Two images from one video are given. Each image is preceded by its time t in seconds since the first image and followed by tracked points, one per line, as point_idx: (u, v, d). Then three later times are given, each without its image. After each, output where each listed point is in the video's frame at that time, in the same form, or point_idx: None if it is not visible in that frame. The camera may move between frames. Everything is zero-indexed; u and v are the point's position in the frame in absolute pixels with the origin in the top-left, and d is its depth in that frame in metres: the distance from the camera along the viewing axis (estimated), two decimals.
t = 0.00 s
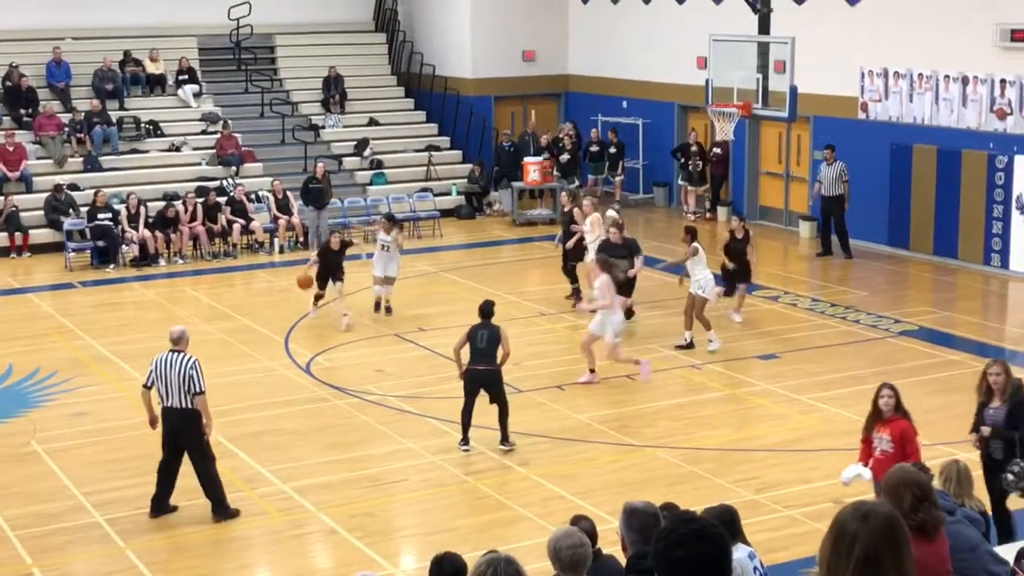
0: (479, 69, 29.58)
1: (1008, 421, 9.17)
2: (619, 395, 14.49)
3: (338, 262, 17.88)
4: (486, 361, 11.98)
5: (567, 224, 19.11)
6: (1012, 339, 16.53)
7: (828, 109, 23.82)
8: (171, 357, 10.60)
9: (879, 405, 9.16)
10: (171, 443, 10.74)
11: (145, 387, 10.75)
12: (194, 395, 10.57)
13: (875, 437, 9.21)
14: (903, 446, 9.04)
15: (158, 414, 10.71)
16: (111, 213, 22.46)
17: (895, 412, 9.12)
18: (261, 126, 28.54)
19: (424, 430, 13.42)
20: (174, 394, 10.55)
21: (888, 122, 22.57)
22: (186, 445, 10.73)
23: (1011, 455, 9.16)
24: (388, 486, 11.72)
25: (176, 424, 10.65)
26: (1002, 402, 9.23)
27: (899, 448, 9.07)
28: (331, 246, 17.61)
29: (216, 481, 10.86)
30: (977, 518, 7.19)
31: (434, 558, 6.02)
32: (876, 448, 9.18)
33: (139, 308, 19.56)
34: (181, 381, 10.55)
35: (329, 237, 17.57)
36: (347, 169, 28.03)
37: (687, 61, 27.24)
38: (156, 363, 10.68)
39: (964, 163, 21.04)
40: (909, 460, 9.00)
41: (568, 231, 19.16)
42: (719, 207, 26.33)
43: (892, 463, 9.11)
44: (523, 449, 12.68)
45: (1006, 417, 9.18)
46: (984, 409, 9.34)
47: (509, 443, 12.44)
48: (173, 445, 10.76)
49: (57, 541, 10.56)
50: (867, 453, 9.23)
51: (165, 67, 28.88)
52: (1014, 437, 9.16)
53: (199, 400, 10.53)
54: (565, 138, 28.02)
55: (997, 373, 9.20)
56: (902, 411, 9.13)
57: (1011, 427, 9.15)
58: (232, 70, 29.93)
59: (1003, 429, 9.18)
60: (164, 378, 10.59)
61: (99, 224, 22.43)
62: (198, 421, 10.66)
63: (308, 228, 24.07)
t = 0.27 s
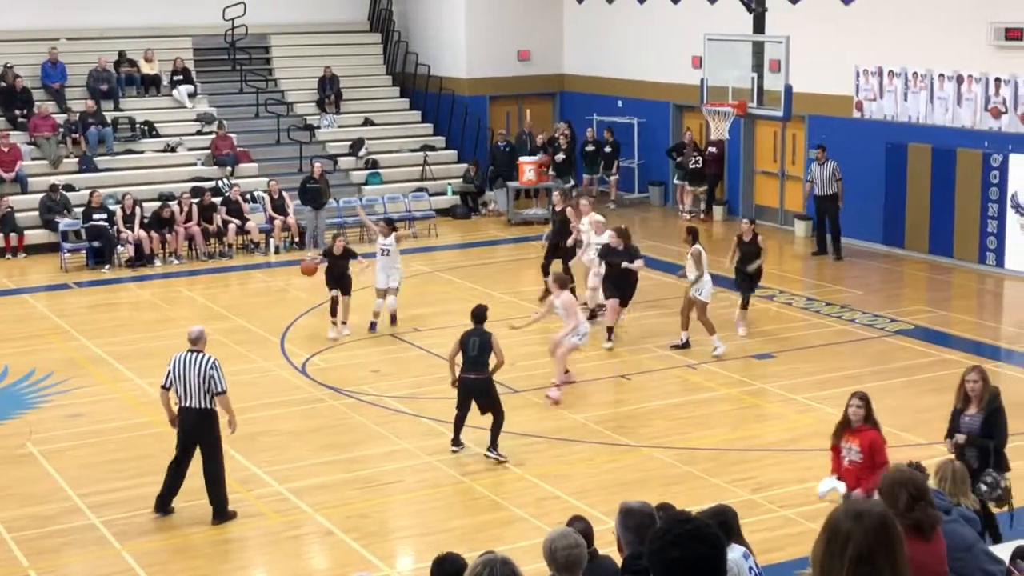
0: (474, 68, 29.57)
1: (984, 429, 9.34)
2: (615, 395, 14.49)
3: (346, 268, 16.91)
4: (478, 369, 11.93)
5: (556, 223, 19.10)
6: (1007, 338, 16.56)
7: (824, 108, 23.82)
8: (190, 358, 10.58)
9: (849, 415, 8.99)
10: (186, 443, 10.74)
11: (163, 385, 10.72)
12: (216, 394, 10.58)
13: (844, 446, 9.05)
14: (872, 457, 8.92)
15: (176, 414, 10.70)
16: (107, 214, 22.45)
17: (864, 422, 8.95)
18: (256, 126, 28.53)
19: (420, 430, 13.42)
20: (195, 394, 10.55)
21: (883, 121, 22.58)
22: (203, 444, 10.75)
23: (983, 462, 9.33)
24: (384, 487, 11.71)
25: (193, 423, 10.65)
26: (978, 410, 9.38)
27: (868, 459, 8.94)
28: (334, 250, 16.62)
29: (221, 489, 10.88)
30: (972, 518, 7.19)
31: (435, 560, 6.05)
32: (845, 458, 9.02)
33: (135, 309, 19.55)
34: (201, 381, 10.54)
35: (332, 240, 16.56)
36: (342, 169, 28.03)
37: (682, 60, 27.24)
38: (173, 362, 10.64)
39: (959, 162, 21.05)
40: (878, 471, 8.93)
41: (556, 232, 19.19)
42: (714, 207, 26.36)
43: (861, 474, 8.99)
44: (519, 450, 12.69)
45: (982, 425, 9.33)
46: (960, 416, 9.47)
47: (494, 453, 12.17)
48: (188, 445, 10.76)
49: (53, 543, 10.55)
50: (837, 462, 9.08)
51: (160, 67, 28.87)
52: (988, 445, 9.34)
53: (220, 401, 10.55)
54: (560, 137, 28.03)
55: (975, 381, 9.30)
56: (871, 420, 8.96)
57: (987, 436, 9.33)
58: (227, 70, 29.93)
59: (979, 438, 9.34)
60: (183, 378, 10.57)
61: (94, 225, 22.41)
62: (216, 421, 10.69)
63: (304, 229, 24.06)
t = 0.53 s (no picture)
0: (471, 69, 29.58)
1: (960, 431, 9.14)
2: (612, 394, 14.49)
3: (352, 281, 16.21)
4: (488, 367, 11.80)
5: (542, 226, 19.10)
6: (1004, 337, 16.56)
7: (820, 108, 23.82)
8: (197, 358, 10.61)
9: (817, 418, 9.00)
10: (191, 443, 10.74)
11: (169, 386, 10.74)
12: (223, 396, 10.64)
13: (813, 449, 9.05)
14: (839, 460, 8.90)
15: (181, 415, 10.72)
16: (103, 215, 22.45)
17: (831, 424, 8.93)
18: (253, 127, 28.53)
19: (417, 430, 13.42)
20: (202, 395, 10.58)
21: (879, 120, 22.60)
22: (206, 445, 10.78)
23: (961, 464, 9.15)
24: (381, 487, 11.71)
25: (199, 424, 10.67)
26: (955, 411, 9.18)
27: (836, 462, 8.93)
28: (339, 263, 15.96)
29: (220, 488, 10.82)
30: (969, 516, 7.18)
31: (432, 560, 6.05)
32: (813, 461, 9.02)
33: (131, 310, 19.54)
34: (209, 382, 10.60)
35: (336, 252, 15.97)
36: (339, 170, 28.03)
37: (678, 60, 27.26)
38: (178, 363, 10.66)
39: (956, 162, 21.07)
40: (844, 475, 8.89)
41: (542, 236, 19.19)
42: (711, 207, 26.39)
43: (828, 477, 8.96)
44: (516, 450, 12.69)
45: (958, 427, 9.14)
46: (938, 418, 9.29)
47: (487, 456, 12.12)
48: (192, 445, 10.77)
49: (50, 544, 10.54)
50: (806, 464, 9.09)
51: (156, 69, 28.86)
52: (966, 448, 9.09)
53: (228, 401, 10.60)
54: (557, 138, 28.04)
55: (950, 382, 9.11)
56: (839, 422, 8.94)
57: (964, 438, 9.10)
58: (224, 71, 29.95)
59: (954, 439, 9.14)
60: (190, 379, 10.60)
61: (90, 227, 22.41)
62: (221, 423, 10.72)
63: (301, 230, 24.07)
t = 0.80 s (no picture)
0: (466, 69, 29.57)
1: (931, 437, 9.02)
2: (607, 395, 14.49)
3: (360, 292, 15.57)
4: (498, 387, 11.45)
5: (529, 226, 19.06)
6: (999, 336, 16.58)
7: (816, 108, 23.83)
8: (193, 359, 10.58)
9: (773, 422, 8.81)
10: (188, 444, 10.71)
11: (164, 387, 10.70)
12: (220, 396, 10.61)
13: (772, 455, 8.86)
14: (796, 465, 8.74)
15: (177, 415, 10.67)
16: (98, 217, 22.44)
17: (788, 430, 8.75)
18: (248, 128, 28.53)
19: (413, 431, 13.41)
20: (199, 396, 10.55)
21: (874, 120, 22.62)
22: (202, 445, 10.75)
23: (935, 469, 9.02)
24: (377, 488, 11.71)
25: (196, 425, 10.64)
26: (925, 418, 9.08)
27: (794, 468, 8.75)
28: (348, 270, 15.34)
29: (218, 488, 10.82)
30: (965, 516, 7.19)
31: (429, 560, 6.04)
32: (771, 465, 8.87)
33: (127, 311, 19.52)
34: (206, 383, 10.57)
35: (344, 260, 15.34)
36: (334, 171, 28.03)
37: (674, 60, 27.27)
38: (174, 364, 10.64)
39: (951, 162, 21.08)
40: (802, 480, 8.74)
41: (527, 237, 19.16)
42: (706, 207, 26.44)
43: (786, 485, 8.79)
44: (513, 450, 12.69)
45: (929, 433, 9.03)
46: (910, 424, 9.19)
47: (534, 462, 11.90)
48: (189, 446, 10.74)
49: (46, 545, 10.53)
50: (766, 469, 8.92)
51: (151, 70, 28.84)
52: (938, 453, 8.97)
53: (224, 402, 10.57)
54: (552, 138, 28.02)
55: (918, 389, 9.02)
56: (796, 428, 8.74)
57: (935, 444, 8.98)
58: (219, 73, 29.94)
59: (926, 446, 9.03)
60: (186, 380, 10.57)
61: (85, 228, 22.40)
62: (217, 425, 10.69)
63: (296, 231, 24.06)
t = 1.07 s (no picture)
0: (461, 68, 29.56)
1: (898, 437, 9.02)
2: (601, 394, 14.49)
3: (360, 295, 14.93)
4: (545, 381, 11.42)
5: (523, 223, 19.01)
6: (993, 334, 16.60)
7: (810, 107, 23.85)
8: (187, 358, 10.56)
9: (732, 421, 8.95)
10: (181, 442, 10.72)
11: (157, 386, 10.69)
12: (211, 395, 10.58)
13: (731, 456, 9.00)
14: (754, 465, 8.85)
15: (170, 412, 10.69)
16: (92, 216, 22.42)
17: (745, 428, 8.89)
18: (242, 127, 28.50)
19: (408, 430, 13.42)
20: (192, 395, 10.53)
21: (868, 119, 22.64)
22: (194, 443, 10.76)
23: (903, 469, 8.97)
24: (371, 487, 11.71)
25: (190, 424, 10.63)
26: (892, 418, 9.09)
27: (752, 467, 8.87)
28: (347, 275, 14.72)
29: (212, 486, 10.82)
30: (958, 514, 7.20)
31: (423, 559, 6.04)
32: (730, 463, 9.00)
33: (121, 311, 19.50)
34: (197, 381, 10.54)
35: (344, 261, 14.69)
36: (329, 170, 28.02)
37: (668, 59, 27.27)
38: (168, 363, 10.62)
39: (945, 160, 21.11)
40: (761, 480, 8.85)
41: (522, 234, 19.12)
42: (700, 206, 26.47)
43: (745, 484, 8.90)
44: (508, 449, 12.69)
45: (896, 433, 9.02)
46: (877, 426, 9.20)
47: (537, 465, 11.91)
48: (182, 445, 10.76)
49: (40, 545, 10.52)
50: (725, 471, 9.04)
51: (146, 69, 28.81)
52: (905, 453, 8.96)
53: (217, 401, 10.55)
54: (547, 137, 28.02)
55: (883, 389, 9.03)
56: (753, 426, 8.88)
57: (902, 443, 8.98)
58: (213, 72, 29.90)
59: (893, 446, 9.00)
60: (179, 379, 10.55)
61: (80, 227, 22.38)
62: (211, 423, 10.68)
63: (291, 230, 24.05)
